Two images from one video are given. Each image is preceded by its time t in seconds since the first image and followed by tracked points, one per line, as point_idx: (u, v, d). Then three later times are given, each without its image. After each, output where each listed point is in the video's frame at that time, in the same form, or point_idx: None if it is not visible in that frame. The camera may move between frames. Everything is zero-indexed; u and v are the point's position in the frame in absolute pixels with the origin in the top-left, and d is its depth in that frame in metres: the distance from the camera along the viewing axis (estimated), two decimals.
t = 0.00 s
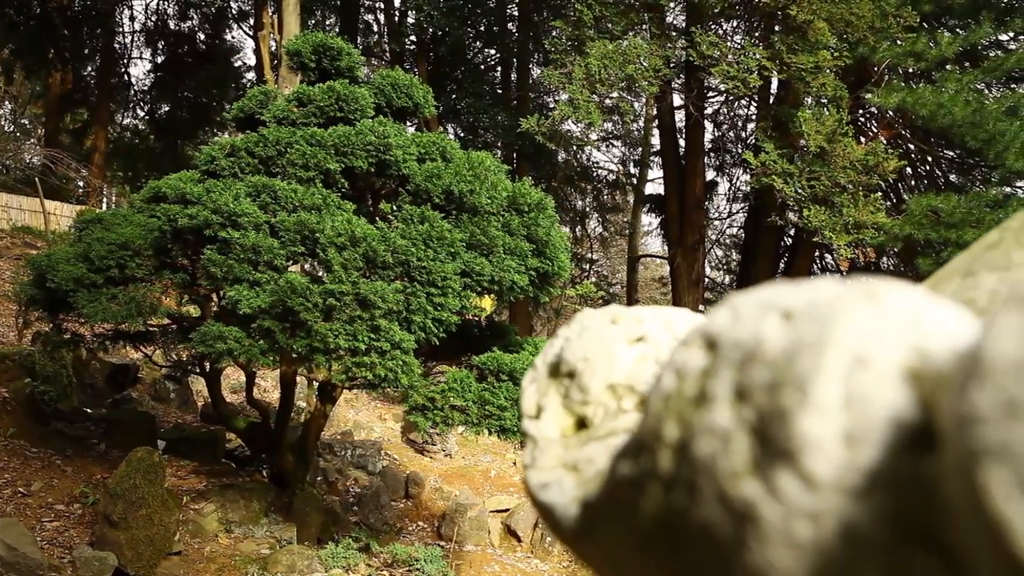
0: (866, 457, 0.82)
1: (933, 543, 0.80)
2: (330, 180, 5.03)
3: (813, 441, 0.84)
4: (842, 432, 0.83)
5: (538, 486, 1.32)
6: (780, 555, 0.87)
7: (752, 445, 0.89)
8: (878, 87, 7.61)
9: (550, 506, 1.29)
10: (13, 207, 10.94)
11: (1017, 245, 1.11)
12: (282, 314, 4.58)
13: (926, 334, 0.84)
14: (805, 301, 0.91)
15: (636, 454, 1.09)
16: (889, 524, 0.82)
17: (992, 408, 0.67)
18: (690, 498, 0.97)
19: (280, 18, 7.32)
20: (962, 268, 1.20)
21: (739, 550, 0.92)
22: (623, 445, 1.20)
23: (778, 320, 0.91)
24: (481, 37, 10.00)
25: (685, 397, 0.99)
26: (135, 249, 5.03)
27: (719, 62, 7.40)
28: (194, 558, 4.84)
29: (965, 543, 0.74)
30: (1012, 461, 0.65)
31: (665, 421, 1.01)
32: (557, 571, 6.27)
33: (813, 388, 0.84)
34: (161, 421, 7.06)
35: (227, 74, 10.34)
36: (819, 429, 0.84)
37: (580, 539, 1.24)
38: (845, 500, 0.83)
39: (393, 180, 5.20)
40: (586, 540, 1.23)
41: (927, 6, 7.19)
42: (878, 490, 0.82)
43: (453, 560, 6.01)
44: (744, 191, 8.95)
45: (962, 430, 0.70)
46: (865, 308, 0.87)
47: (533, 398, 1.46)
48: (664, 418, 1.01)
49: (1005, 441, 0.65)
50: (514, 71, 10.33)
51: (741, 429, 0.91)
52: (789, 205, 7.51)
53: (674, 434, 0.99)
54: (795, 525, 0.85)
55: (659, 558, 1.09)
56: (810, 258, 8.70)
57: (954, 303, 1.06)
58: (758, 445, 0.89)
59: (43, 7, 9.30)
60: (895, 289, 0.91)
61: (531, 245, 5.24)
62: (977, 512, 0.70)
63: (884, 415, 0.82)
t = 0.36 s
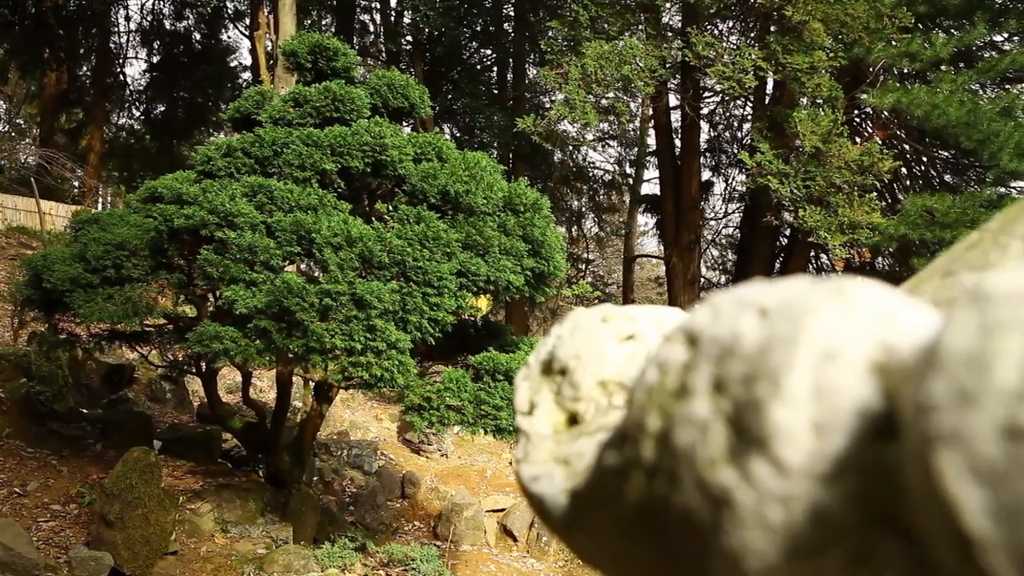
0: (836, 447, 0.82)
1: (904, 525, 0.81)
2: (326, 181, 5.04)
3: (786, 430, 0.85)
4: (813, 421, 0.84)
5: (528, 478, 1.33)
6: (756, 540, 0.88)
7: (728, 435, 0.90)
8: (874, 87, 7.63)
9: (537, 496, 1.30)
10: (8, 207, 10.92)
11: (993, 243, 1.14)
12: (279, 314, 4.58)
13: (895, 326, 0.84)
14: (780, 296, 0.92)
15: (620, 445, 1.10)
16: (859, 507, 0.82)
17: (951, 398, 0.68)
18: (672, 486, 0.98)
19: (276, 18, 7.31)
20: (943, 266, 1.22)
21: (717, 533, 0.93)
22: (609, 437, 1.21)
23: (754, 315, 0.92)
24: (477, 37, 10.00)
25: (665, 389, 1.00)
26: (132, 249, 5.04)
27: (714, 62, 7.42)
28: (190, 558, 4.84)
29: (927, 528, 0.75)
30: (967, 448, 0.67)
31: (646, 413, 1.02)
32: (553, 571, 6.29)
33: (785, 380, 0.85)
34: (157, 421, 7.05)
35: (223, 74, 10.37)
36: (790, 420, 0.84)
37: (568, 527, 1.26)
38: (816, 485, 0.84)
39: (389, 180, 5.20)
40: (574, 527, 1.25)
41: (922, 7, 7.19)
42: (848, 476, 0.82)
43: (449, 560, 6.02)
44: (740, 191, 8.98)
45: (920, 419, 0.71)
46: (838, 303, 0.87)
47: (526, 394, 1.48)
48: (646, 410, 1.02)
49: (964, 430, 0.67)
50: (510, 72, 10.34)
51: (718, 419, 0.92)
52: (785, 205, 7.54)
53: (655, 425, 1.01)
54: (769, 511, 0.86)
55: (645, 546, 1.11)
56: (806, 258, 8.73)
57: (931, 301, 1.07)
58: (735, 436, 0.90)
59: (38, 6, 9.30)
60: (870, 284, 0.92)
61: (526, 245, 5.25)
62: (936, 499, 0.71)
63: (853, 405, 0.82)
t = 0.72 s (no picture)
0: (796, 433, 0.89)
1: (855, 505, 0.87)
2: (319, 181, 5.04)
3: (750, 417, 0.91)
4: (775, 409, 0.90)
5: (514, 469, 1.37)
6: (724, 520, 0.95)
7: (699, 423, 0.96)
8: (865, 88, 7.66)
9: (522, 484, 1.35)
10: None
11: (964, 243, 1.15)
12: (271, 314, 4.59)
13: (853, 322, 0.90)
14: (750, 294, 0.97)
15: (600, 433, 1.16)
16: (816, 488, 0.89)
17: (896, 387, 0.77)
18: (646, 471, 1.04)
19: (268, 17, 7.30)
20: (915, 266, 1.28)
21: (688, 515, 0.99)
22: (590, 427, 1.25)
23: (724, 312, 0.98)
24: (469, 37, 10.00)
25: (643, 380, 1.06)
26: (124, 249, 5.04)
27: (707, 62, 7.43)
28: (183, 558, 4.84)
29: (875, 508, 0.82)
30: (910, 431, 0.75)
31: (624, 403, 1.08)
32: (546, 570, 6.30)
33: (751, 371, 0.91)
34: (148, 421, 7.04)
35: (214, 73, 10.39)
36: (754, 407, 0.91)
37: (551, 513, 1.31)
38: (777, 469, 0.90)
39: (381, 180, 5.21)
40: (556, 513, 1.30)
41: (913, 8, 7.25)
42: (808, 460, 0.89)
43: (442, 559, 6.04)
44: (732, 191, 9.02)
45: (871, 407, 0.79)
46: (801, 299, 0.94)
47: (514, 390, 1.49)
48: (624, 400, 1.08)
49: (907, 414, 0.75)
50: (503, 71, 10.34)
51: (690, 408, 0.98)
52: (777, 205, 7.56)
53: (632, 415, 1.07)
54: (735, 493, 0.93)
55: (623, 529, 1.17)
56: (797, 258, 8.77)
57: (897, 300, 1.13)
58: (704, 423, 0.96)
59: (29, 6, 9.26)
60: (832, 282, 0.98)
61: (518, 245, 5.27)
62: (884, 479, 0.79)
63: (812, 395, 0.89)
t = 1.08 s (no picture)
0: (762, 422, 0.92)
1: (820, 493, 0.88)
2: (312, 181, 5.04)
3: (718, 408, 0.94)
4: (742, 400, 0.93)
5: (504, 463, 1.41)
6: (692, 506, 0.98)
7: (672, 414, 1.00)
8: (856, 88, 7.70)
9: (513, 475, 1.39)
10: None
11: (939, 244, 1.15)
12: (264, 314, 4.58)
13: (820, 318, 0.92)
14: (722, 292, 1.01)
15: (583, 425, 1.20)
16: (783, 476, 0.91)
17: (852, 377, 0.79)
18: (623, 460, 1.09)
19: (260, 17, 7.29)
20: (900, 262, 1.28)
21: (661, 502, 1.03)
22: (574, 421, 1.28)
23: (699, 309, 1.01)
24: (462, 37, 10.01)
25: (624, 374, 1.10)
26: (116, 250, 5.02)
27: (699, 63, 7.46)
28: (176, 558, 4.84)
29: (834, 493, 0.84)
30: (862, 418, 0.77)
31: (603, 396, 1.14)
32: (538, 570, 6.32)
33: (718, 364, 0.95)
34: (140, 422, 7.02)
35: (207, 73, 10.26)
36: (722, 399, 0.94)
37: (541, 502, 1.35)
38: (744, 457, 0.93)
39: (374, 181, 5.22)
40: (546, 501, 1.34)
41: (904, 9, 7.31)
42: (773, 448, 0.91)
43: (435, 559, 6.05)
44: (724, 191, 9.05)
45: (827, 396, 0.82)
46: (769, 295, 0.96)
47: (503, 387, 1.51)
48: (606, 394, 1.13)
49: (859, 401, 0.78)
50: (495, 72, 10.34)
51: (664, 400, 1.02)
52: (769, 206, 7.60)
53: (611, 407, 1.12)
54: (702, 480, 0.96)
55: (606, 519, 1.20)
56: (789, 258, 8.81)
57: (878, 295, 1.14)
58: (677, 413, 1.00)
59: (19, 4, 9.22)
60: (805, 280, 1.00)
61: (511, 245, 5.28)
62: (840, 466, 0.81)
63: (777, 386, 0.91)
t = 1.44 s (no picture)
0: (739, 414, 0.98)
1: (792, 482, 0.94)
2: (307, 181, 5.04)
3: (699, 401, 1.01)
4: (721, 394, 1.00)
5: (496, 454, 1.42)
6: (671, 491, 1.04)
7: (655, 407, 1.06)
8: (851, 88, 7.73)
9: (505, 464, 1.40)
10: None
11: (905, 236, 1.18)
12: (260, 314, 4.58)
13: (794, 320, 1.00)
14: (704, 291, 1.08)
15: (572, 417, 1.24)
16: (758, 464, 0.97)
17: (821, 370, 0.85)
18: (609, 450, 1.13)
19: (256, 17, 7.28)
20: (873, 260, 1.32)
21: (646, 490, 1.08)
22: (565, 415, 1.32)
23: (682, 308, 1.08)
24: (458, 37, 10.05)
25: (612, 368, 1.15)
26: (112, 250, 5.02)
27: (694, 63, 7.48)
28: (171, 558, 4.83)
29: (805, 480, 0.89)
30: (831, 408, 0.83)
31: (590, 390, 1.19)
32: (534, 569, 6.33)
33: (699, 359, 1.01)
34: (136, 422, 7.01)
35: (202, 73, 10.31)
36: (702, 392, 1.00)
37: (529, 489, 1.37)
38: (722, 446, 0.99)
39: (369, 181, 5.22)
40: (534, 491, 1.36)
41: (898, 10, 7.35)
42: (748, 438, 0.97)
43: (431, 559, 6.06)
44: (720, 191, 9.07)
45: (798, 389, 0.88)
46: (747, 296, 1.03)
47: (496, 384, 1.52)
48: (593, 387, 1.18)
49: (829, 394, 0.83)
50: (491, 72, 10.34)
51: (648, 394, 1.07)
52: (764, 206, 7.63)
53: (597, 401, 1.17)
54: (683, 467, 1.02)
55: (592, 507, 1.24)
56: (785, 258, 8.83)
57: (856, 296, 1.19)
58: (660, 405, 1.05)
59: (13, 4, 9.20)
60: (779, 284, 1.08)
61: (506, 245, 5.29)
62: (808, 455, 0.86)
63: (753, 380, 0.97)
